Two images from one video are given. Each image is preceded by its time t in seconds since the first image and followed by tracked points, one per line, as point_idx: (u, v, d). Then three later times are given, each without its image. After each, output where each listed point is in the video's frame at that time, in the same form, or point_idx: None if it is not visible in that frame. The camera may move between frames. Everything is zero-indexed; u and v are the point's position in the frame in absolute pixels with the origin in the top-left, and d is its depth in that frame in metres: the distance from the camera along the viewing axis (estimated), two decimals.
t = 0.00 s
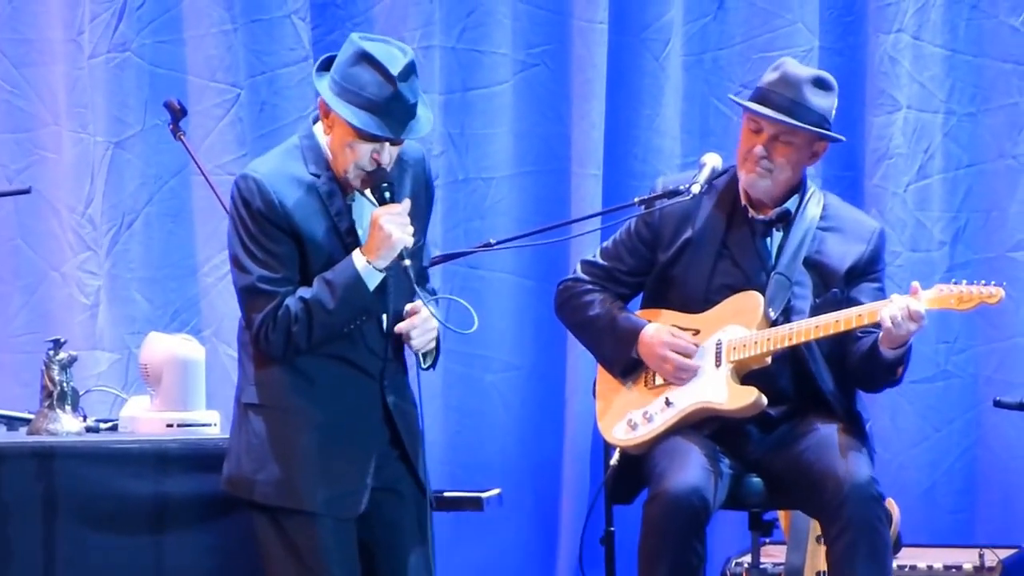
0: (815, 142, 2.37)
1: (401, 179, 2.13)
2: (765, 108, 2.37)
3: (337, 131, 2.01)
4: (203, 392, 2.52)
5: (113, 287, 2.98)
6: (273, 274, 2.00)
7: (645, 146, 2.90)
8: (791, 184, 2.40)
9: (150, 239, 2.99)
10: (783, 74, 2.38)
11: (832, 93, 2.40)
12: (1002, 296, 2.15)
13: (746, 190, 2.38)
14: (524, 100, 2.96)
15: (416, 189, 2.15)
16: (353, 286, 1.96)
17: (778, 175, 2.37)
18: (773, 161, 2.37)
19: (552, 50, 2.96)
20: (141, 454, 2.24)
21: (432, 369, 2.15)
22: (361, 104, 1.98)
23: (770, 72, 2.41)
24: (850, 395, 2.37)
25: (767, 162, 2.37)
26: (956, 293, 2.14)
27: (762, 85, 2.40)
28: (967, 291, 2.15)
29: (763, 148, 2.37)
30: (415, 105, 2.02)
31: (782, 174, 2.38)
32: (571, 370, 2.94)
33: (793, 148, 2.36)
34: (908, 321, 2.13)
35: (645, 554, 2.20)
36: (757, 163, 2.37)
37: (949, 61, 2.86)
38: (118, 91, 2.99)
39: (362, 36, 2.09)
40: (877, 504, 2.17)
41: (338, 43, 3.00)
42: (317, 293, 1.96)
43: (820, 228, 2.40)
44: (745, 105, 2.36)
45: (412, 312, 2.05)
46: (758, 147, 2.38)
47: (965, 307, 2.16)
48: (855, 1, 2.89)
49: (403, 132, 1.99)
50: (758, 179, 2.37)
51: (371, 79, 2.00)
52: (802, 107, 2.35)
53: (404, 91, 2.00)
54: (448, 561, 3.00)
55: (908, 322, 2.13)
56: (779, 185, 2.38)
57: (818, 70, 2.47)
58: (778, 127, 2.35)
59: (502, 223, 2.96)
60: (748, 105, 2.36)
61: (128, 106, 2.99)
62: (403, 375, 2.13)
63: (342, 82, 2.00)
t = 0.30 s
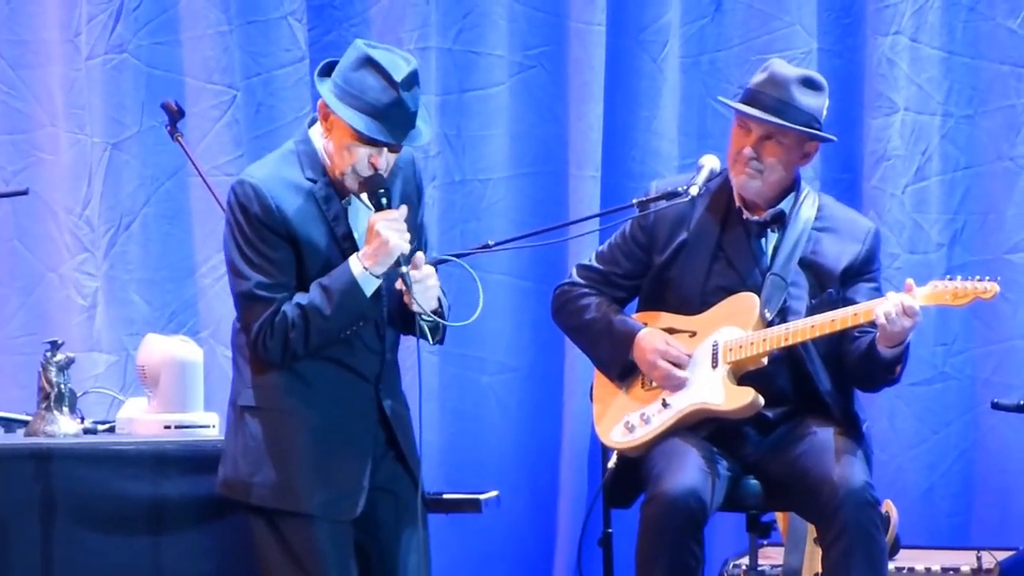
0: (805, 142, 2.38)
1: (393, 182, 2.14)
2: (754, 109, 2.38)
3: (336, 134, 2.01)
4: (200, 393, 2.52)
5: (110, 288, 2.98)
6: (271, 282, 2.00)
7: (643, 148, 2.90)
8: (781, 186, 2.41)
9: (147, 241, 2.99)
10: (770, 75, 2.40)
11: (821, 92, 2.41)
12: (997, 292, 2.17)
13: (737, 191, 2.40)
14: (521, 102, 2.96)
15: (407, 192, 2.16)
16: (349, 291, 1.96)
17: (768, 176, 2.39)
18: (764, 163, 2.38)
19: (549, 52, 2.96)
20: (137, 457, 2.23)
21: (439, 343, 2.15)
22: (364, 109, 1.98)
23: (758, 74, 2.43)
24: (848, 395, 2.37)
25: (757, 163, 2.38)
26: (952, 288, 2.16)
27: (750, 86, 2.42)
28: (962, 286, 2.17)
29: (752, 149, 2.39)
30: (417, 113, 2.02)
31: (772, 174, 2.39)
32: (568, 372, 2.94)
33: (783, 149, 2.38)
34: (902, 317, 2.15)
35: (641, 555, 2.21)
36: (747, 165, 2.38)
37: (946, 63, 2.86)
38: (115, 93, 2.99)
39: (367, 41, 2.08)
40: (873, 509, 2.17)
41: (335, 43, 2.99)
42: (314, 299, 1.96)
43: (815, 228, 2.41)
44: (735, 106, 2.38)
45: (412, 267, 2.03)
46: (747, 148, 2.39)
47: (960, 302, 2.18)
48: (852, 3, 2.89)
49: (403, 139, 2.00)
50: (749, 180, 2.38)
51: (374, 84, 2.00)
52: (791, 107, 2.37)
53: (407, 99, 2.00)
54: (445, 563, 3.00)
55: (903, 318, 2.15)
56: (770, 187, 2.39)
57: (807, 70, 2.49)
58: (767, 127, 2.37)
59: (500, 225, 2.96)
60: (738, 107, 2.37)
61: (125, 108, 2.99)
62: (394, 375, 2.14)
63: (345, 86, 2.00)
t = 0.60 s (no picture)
0: (797, 140, 2.39)
1: (388, 180, 2.14)
2: (743, 109, 2.39)
3: (332, 134, 2.01)
4: (199, 395, 2.52)
5: (108, 290, 2.98)
6: (268, 281, 2.00)
7: (641, 150, 2.90)
8: (776, 186, 2.41)
9: (144, 242, 2.99)
10: (758, 74, 2.41)
11: (811, 91, 2.42)
12: (990, 286, 2.16)
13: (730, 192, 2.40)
14: (519, 103, 2.97)
15: (403, 189, 2.17)
16: (346, 291, 1.96)
17: (760, 175, 2.39)
18: (755, 162, 2.39)
19: (547, 53, 2.96)
20: (135, 458, 2.24)
21: (435, 336, 2.12)
22: (359, 109, 1.98)
23: (746, 75, 2.44)
24: (846, 395, 2.36)
25: (749, 163, 2.39)
26: (944, 285, 2.16)
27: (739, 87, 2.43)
28: (955, 282, 2.16)
29: (744, 149, 2.39)
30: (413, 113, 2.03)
31: (764, 173, 2.39)
32: (566, 374, 2.94)
33: (773, 148, 2.38)
34: (897, 315, 2.15)
35: (640, 557, 2.20)
36: (739, 165, 2.39)
37: (945, 65, 2.86)
38: (113, 94, 2.99)
39: (361, 41, 2.08)
40: (871, 510, 2.17)
41: (333, 45, 2.99)
42: (311, 300, 1.97)
43: (809, 229, 2.40)
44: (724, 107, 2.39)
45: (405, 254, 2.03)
46: (738, 148, 2.40)
47: (954, 297, 2.18)
48: (850, 5, 2.89)
49: (399, 138, 2.00)
50: (741, 181, 2.38)
51: (370, 84, 2.00)
52: (780, 106, 2.37)
53: (402, 98, 2.01)
54: (443, 565, 3.00)
55: (898, 315, 2.15)
56: (763, 186, 2.39)
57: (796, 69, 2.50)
58: (758, 126, 2.38)
59: (497, 227, 2.96)
60: (727, 107, 2.38)
61: (123, 109, 2.99)
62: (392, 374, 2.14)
63: (340, 86, 2.00)
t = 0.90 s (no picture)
0: (787, 139, 2.40)
1: (385, 179, 2.14)
2: (732, 109, 2.41)
3: (328, 135, 2.02)
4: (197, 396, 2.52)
5: (105, 291, 2.98)
6: (264, 282, 2.00)
7: (639, 151, 2.90)
8: (767, 186, 2.42)
9: (141, 243, 2.99)
10: (744, 75, 2.42)
11: (798, 88, 2.43)
12: (983, 279, 2.16)
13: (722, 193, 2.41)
14: (517, 105, 2.97)
15: (399, 187, 2.17)
16: (342, 292, 1.96)
17: (752, 176, 2.40)
18: (747, 163, 2.40)
19: (545, 54, 2.96)
20: (134, 458, 2.23)
21: (430, 335, 2.13)
22: (354, 110, 1.98)
23: (733, 76, 2.45)
24: (843, 393, 2.36)
25: (740, 163, 2.40)
26: (937, 279, 2.16)
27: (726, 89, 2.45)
28: (948, 276, 2.16)
29: (734, 149, 2.40)
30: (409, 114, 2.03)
31: (756, 174, 2.40)
32: (564, 375, 2.94)
33: (763, 147, 2.39)
34: (889, 309, 2.16)
35: (639, 559, 2.20)
36: (730, 166, 2.41)
37: (944, 67, 2.86)
38: (110, 95, 2.99)
39: (356, 42, 2.09)
40: (868, 511, 2.17)
41: (331, 45, 3.00)
42: (307, 300, 1.97)
43: (803, 229, 2.41)
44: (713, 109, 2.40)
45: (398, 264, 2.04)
46: (729, 149, 2.41)
47: (947, 291, 2.17)
48: (849, 6, 2.89)
49: (394, 139, 2.00)
50: (734, 181, 2.40)
51: (364, 85, 2.00)
52: (767, 105, 2.38)
53: (397, 98, 2.01)
54: (441, 567, 2.99)
55: (890, 310, 2.16)
56: (755, 186, 2.41)
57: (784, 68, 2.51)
58: (747, 127, 2.39)
59: (494, 228, 2.96)
60: (716, 109, 2.39)
61: (120, 110, 3.00)
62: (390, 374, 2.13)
63: (335, 87, 2.00)
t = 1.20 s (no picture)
0: (777, 137, 2.41)
1: (380, 180, 2.14)
2: (721, 109, 2.41)
3: (322, 141, 2.02)
4: (196, 397, 2.52)
5: (103, 291, 2.98)
6: (260, 285, 2.01)
7: (638, 152, 2.90)
8: (760, 185, 2.42)
9: (138, 243, 2.99)
10: (731, 74, 2.43)
11: (786, 85, 2.44)
12: (978, 275, 2.15)
13: (715, 192, 2.41)
14: (515, 105, 2.97)
15: (394, 187, 2.17)
16: (339, 296, 1.96)
17: (745, 174, 2.40)
18: (738, 161, 2.40)
19: (543, 55, 2.96)
20: (133, 459, 2.23)
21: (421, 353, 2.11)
22: (347, 115, 1.98)
23: (720, 77, 2.46)
24: (839, 392, 2.36)
25: (732, 162, 2.40)
26: (933, 275, 2.15)
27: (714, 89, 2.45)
28: (943, 272, 2.16)
29: (725, 148, 2.41)
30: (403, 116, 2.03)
31: (749, 172, 2.40)
32: (562, 375, 2.94)
33: (754, 147, 2.40)
34: (888, 308, 2.16)
35: (637, 560, 2.20)
36: (723, 165, 2.41)
37: (942, 67, 2.86)
38: (108, 95, 3.00)
39: (348, 46, 2.09)
40: (868, 513, 2.17)
41: (328, 44, 3.00)
42: (302, 304, 1.97)
43: (796, 228, 2.41)
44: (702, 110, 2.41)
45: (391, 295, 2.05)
46: (719, 148, 2.41)
47: (943, 287, 2.18)
48: (847, 7, 2.89)
49: (388, 142, 2.00)
50: (726, 181, 2.40)
51: (357, 90, 2.00)
52: (756, 103, 2.39)
53: (390, 102, 2.01)
54: (439, 567, 3.00)
55: (888, 309, 2.16)
56: (748, 185, 2.41)
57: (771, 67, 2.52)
58: (736, 125, 2.39)
59: (492, 228, 2.96)
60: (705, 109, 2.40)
61: (117, 110, 3.00)
62: (385, 376, 2.14)
63: (327, 93, 2.01)
